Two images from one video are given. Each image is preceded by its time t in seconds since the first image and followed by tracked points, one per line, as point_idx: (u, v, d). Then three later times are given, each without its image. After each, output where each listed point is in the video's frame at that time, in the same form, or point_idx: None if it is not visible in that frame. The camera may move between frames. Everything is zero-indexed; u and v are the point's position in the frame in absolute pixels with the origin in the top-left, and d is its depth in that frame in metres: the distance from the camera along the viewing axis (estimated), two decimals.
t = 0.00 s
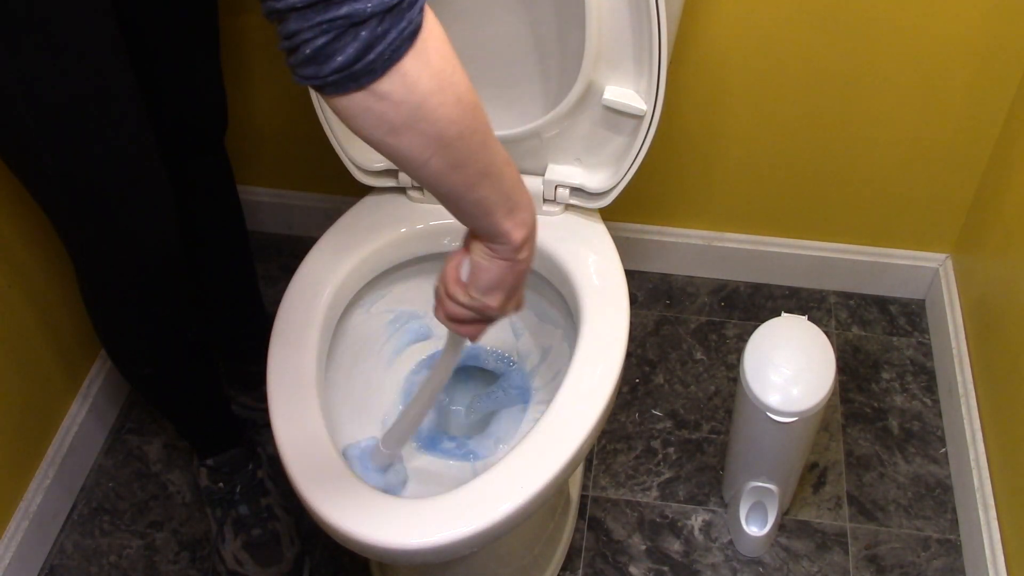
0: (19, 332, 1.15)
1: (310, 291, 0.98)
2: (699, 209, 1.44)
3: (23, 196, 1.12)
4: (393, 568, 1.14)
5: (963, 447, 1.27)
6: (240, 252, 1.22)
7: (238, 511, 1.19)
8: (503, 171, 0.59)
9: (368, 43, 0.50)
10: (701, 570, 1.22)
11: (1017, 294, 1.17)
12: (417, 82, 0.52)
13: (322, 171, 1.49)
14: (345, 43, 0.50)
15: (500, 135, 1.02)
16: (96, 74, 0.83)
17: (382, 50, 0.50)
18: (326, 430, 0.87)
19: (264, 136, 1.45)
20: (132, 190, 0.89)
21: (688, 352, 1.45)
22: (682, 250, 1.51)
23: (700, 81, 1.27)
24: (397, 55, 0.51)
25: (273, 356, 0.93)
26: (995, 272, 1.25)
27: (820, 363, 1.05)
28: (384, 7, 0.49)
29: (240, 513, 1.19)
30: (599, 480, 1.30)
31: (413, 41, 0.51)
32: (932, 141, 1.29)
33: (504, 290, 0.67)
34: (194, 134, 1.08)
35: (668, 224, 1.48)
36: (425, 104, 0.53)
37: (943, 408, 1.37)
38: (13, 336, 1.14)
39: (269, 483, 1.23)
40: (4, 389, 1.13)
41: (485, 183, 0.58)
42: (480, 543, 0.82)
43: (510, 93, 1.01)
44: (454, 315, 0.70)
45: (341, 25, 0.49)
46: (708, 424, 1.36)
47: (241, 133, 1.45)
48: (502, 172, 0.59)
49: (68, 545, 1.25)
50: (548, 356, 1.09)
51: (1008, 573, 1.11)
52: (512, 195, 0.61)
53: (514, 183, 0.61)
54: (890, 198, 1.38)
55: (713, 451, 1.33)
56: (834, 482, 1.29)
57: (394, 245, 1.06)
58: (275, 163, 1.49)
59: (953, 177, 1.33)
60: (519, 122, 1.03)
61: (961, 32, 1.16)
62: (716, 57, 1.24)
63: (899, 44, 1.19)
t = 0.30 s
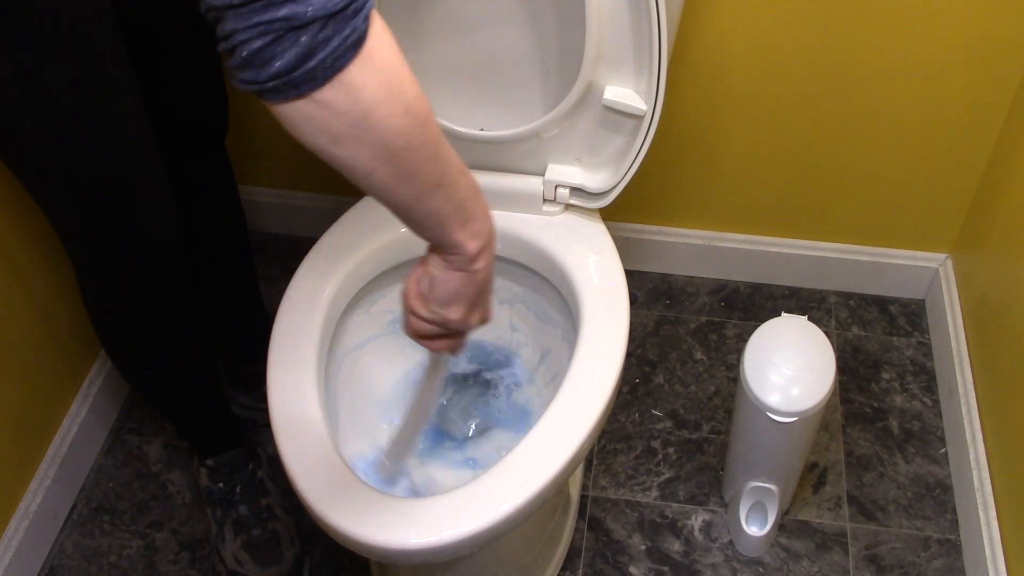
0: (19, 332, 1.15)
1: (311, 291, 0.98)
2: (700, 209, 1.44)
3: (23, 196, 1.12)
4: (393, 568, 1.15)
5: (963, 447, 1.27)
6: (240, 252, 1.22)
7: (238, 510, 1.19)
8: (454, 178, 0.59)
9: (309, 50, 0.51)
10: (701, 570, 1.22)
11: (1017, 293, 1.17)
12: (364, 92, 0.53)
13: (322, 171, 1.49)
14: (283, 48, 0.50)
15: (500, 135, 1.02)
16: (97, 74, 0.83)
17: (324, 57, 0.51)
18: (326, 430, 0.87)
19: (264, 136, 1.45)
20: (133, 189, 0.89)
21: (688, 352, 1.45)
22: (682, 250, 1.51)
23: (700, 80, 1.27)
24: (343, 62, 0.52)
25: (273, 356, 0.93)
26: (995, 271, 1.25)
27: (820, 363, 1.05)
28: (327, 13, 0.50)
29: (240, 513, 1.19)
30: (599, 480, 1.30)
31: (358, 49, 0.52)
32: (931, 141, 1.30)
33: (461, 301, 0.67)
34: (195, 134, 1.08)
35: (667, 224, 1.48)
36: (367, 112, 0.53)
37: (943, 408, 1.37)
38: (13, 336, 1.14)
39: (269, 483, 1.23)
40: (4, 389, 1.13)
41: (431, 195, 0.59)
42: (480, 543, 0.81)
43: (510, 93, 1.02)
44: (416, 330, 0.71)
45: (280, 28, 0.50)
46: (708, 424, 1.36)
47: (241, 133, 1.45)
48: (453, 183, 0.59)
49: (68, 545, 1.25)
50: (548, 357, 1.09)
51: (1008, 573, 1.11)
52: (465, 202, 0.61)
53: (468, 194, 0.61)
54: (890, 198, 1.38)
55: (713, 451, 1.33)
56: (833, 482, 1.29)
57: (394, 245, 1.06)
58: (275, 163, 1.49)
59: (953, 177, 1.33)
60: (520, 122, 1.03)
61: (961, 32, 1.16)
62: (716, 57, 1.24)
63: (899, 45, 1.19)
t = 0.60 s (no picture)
0: (19, 332, 1.15)
1: (310, 291, 0.98)
2: (699, 209, 1.44)
3: (23, 196, 1.12)
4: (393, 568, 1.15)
5: (963, 447, 1.27)
6: (239, 253, 1.22)
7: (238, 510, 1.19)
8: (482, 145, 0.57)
9: (345, 12, 0.49)
10: (701, 570, 1.22)
11: (1017, 293, 1.17)
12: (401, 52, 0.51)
13: (322, 171, 1.49)
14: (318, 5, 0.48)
15: (500, 135, 1.02)
16: (97, 75, 0.83)
17: (360, 20, 0.49)
18: (326, 430, 0.87)
19: (264, 136, 1.45)
20: (133, 190, 0.89)
21: (688, 352, 1.45)
22: (682, 250, 1.51)
23: (701, 80, 1.27)
24: (380, 24, 0.49)
25: (273, 357, 0.92)
26: (994, 271, 1.26)
27: (820, 363, 1.05)
28: None
29: (240, 513, 1.19)
30: (599, 480, 1.30)
31: (393, 12, 0.50)
32: (931, 142, 1.30)
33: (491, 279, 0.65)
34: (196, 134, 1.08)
35: (667, 224, 1.48)
36: (408, 78, 0.51)
37: (943, 408, 1.37)
38: (13, 337, 1.14)
39: (269, 482, 1.23)
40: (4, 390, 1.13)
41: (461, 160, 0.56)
42: (480, 543, 0.82)
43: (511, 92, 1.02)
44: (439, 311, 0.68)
45: None
46: (708, 424, 1.36)
47: (241, 133, 1.45)
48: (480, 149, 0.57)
49: (68, 545, 1.25)
50: (547, 359, 1.09)
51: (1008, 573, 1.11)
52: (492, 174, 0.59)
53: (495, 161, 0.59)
54: (890, 198, 1.38)
55: (713, 451, 1.33)
56: (833, 482, 1.29)
57: (393, 245, 1.05)
58: (275, 163, 1.49)
59: (953, 177, 1.33)
60: (520, 122, 1.03)
61: (960, 32, 1.16)
62: (716, 57, 1.24)
63: (900, 45, 1.19)
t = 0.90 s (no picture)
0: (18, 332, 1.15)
1: (311, 291, 0.98)
2: (699, 209, 1.44)
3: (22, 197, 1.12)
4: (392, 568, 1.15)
5: (963, 447, 1.27)
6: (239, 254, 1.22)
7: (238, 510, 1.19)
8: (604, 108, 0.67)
9: None
10: (701, 570, 1.22)
11: (1017, 293, 1.17)
12: None
13: (322, 171, 1.49)
14: None
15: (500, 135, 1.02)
16: (96, 74, 0.83)
17: None
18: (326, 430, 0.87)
19: (263, 136, 1.45)
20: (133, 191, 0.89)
21: (688, 352, 1.45)
22: (682, 250, 1.50)
23: (700, 80, 1.27)
24: None
25: (272, 357, 0.92)
26: (994, 271, 1.26)
27: (820, 363, 1.05)
28: None
29: (240, 513, 1.19)
30: (599, 480, 1.30)
31: None
32: (931, 142, 1.30)
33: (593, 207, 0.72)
34: (195, 134, 1.08)
35: (667, 224, 1.48)
36: None
37: (943, 408, 1.37)
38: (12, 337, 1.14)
39: (269, 482, 1.23)
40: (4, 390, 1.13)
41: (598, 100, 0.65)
42: (480, 543, 0.82)
43: (510, 93, 1.01)
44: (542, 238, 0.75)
45: None
46: (708, 424, 1.36)
47: (240, 133, 1.45)
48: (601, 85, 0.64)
49: (68, 545, 1.25)
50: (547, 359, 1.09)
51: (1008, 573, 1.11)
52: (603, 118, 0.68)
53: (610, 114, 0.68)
54: (890, 198, 1.38)
55: (713, 451, 1.33)
56: (833, 482, 1.29)
57: (393, 245, 1.05)
58: (275, 163, 1.49)
59: (953, 177, 1.33)
60: (520, 122, 1.03)
61: (960, 32, 1.16)
62: (716, 56, 1.24)
63: (898, 45, 1.19)
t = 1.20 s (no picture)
0: (18, 332, 1.15)
1: (311, 291, 0.98)
2: (699, 209, 1.44)
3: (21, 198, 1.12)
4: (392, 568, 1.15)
5: (963, 447, 1.27)
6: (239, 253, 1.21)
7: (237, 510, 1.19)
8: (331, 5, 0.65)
9: None
10: (701, 570, 1.22)
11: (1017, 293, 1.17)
12: None
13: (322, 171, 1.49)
14: None
15: (500, 135, 1.02)
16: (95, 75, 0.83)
17: None
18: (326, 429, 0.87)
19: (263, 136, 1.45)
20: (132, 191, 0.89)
21: (688, 352, 1.45)
22: (682, 250, 1.50)
23: (700, 80, 1.27)
24: None
25: (273, 357, 0.92)
26: (994, 272, 1.26)
27: (820, 363, 1.05)
28: None
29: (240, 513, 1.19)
30: (599, 480, 1.30)
31: None
32: (931, 142, 1.30)
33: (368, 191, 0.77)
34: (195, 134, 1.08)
35: (668, 224, 1.48)
36: None
37: (943, 408, 1.37)
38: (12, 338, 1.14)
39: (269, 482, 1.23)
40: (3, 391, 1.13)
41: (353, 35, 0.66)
42: (480, 543, 0.82)
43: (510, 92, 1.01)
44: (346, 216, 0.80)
45: None
46: (708, 424, 1.36)
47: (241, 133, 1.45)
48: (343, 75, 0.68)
49: (68, 545, 1.25)
50: (547, 359, 1.09)
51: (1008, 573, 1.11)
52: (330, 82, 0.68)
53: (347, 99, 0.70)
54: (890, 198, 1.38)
55: (713, 451, 1.33)
56: (833, 481, 1.29)
57: (394, 244, 1.06)
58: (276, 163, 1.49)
59: (953, 177, 1.33)
60: (520, 122, 1.03)
61: (960, 32, 1.16)
62: (716, 57, 1.24)
63: (899, 45, 1.19)
